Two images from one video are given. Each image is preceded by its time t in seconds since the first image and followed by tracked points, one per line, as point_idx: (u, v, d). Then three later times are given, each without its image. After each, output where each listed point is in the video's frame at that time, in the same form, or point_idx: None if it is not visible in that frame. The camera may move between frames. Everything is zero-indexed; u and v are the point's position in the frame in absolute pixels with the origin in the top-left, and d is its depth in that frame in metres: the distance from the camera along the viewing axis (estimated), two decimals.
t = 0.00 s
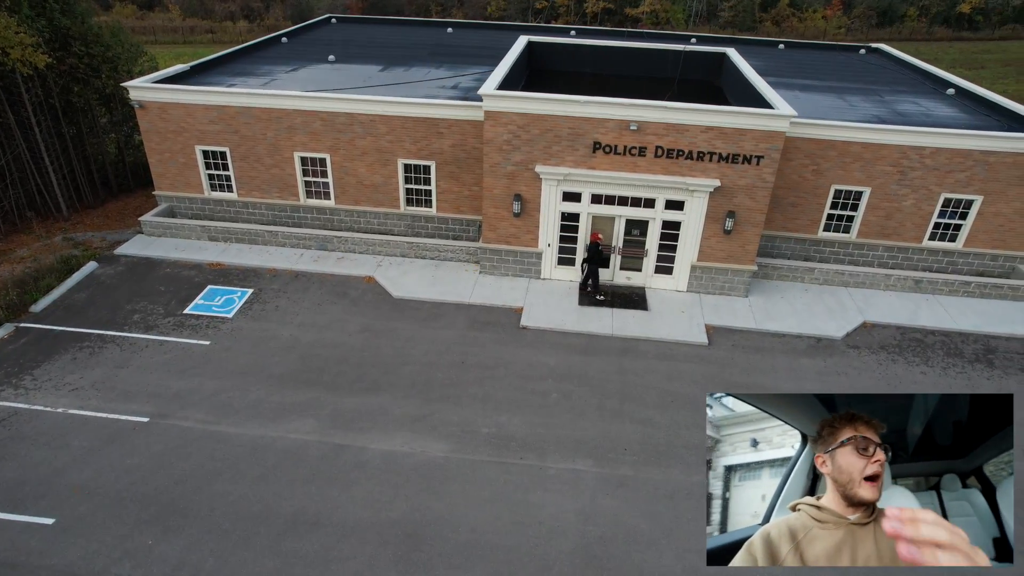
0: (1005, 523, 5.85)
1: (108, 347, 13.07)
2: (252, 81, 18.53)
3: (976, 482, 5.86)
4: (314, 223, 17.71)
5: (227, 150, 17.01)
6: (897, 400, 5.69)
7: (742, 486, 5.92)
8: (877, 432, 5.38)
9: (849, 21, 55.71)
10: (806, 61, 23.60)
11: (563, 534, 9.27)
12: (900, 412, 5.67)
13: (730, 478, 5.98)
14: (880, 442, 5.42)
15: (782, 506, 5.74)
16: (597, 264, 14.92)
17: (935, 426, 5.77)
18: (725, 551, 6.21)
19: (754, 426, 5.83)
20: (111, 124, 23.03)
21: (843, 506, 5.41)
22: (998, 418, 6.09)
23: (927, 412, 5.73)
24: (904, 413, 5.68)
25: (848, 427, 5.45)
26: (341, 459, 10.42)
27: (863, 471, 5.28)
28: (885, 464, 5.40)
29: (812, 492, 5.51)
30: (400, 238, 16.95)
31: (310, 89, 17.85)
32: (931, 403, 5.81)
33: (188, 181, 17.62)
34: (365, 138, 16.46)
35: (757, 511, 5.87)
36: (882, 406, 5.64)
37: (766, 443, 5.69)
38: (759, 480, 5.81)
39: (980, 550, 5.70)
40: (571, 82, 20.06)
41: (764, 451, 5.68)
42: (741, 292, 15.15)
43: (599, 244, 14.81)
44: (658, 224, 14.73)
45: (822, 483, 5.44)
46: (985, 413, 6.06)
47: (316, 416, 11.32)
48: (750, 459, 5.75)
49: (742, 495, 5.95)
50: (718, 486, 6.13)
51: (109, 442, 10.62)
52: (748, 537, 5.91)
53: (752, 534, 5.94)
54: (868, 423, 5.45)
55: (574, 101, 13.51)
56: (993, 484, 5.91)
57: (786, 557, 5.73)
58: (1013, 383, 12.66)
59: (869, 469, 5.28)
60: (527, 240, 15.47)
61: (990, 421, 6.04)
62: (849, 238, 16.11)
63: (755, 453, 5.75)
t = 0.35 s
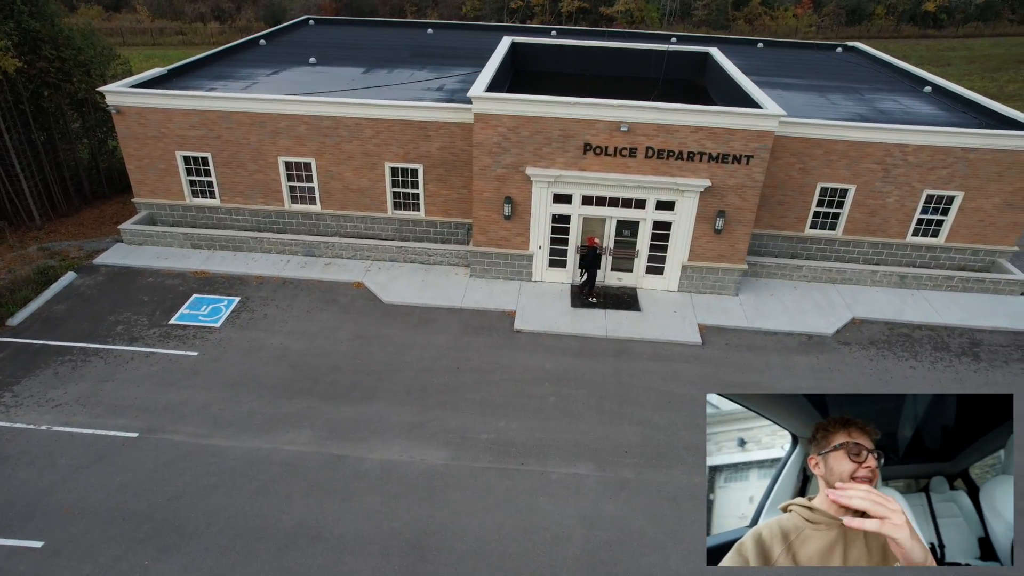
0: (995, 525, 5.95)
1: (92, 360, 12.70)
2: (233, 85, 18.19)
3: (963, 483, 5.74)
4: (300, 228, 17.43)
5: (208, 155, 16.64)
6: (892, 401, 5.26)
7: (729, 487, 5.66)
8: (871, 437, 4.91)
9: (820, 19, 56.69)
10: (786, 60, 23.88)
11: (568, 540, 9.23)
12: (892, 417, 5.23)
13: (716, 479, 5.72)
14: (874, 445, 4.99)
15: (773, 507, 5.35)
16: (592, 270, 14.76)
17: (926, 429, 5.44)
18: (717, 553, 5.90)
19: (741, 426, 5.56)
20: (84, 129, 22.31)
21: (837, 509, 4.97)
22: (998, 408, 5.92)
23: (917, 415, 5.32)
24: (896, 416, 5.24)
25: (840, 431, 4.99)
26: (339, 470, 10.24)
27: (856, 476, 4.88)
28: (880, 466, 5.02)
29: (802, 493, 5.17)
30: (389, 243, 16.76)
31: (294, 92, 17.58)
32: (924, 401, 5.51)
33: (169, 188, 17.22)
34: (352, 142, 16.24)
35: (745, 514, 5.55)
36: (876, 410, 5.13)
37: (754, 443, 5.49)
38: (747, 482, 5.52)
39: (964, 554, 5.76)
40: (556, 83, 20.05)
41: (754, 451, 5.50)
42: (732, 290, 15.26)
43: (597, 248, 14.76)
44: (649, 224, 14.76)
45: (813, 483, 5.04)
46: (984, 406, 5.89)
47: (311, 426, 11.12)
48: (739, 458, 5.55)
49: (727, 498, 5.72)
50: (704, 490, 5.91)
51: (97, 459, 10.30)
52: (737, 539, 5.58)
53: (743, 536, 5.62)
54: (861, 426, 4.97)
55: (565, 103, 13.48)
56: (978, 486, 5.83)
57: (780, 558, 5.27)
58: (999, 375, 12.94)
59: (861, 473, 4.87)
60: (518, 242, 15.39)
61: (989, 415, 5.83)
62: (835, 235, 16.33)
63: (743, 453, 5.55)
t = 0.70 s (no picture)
0: (992, 521, 6.21)
1: (77, 373, 12.36)
2: (215, 88, 17.85)
3: (964, 481, 5.99)
4: (286, 234, 17.17)
5: (192, 160, 16.32)
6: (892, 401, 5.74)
7: (730, 483, 6.05)
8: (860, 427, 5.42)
9: (794, 17, 57.36)
10: (767, 59, 24.11)
11: (573, 544, 9.20)
12: (892, 415, 5.70)
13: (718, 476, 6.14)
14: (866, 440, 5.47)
15: (772, 503, 5.73)
16: (592, 273, 14.69)
17: (927, 426, 5.84)
18: (716, 546, 6.42)
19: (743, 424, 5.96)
20: (58, 135, 21.66)
21: (831, 505, 5.46)
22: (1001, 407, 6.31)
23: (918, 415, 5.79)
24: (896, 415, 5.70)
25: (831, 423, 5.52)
26: (338, 480, 10.11)
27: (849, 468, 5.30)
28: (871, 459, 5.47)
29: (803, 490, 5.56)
30: (378, 247, 16.58)
31: (278, 95, 17.31)
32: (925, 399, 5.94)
33: (151, 195, 16.85)
34: (339, 146, 16.03)
35: (745, 509, 5.99)
36: (873, 407, 5.64)
37: (754, 440, 5.88)
38: (747, 478, 5.90)
39: (958, 548, 6.05)
40: (541, 84, 20.01)
41: (754, 448, 5.87)
42: (723, 289, 15.37)
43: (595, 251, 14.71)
44: (640, 225, 14.80)
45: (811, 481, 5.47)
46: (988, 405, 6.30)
47: (308, 436, 10.95)
48: (739, 456, 5.94)
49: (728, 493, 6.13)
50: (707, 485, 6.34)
51: (88, 476, 10.03)
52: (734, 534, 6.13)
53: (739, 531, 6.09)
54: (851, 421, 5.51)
55: (555, 105, 13.45)
56: (978, 483, 6.10)
57: (775, 552, 5.78)
58: (986, 369, 13.17)
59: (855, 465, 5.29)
60: (509, 245, 15.32)
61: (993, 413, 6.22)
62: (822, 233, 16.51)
63: (744, 449, 5.94)
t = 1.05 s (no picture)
0: (986, 518, 6.29)
1: (60, 388, 11.99)
2: (195, 93, 17.48)
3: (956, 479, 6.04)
4: (272, 240, 16.88)
5: (173, 167, 15.96)
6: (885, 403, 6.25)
7: (721, 488, 6.17)
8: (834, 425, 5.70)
9: (766, 15, 57.99)
10: (747, 58, 24.35)
11: (579, 549, 9.15)
12: (883, 417, 6.14)
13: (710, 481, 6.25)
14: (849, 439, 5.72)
15: (762, 504, 5.76)
16: (592, 274, 14.70)
17: (918, 425, 6.20)
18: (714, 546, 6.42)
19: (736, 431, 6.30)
20: (28, 142, 20.89)
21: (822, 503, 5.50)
22: (982, 411, 6.92)
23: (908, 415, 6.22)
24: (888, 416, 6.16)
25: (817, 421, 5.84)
26: (337, 491, 9.94)
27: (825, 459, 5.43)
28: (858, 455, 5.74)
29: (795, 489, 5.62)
30: (367, 252, 16.36)
31: (260, 100, 16.99)
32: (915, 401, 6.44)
33: (131, 203, 16.44)
34: (324, 150, 15.78)
35: (734, 513, 6.02)
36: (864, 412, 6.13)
37: (746, 444, 6.12)
38: (737, 483, 6.01)
39: (954, 546, 6.13)
40: (526, 85, 19.96)
41: (745, 451, 6.05)
42: (713, 288, 15.50)
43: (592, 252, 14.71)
44: (631, 225, 14.82)
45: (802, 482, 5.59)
46: (972, 407, 6.87)
47: (304, 446, 10.76)
48: (730, 460, 6.08)
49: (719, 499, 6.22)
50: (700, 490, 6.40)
51: (77, 495, 9.72)
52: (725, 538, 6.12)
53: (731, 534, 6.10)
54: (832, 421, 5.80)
55: (546, 106, 13.40)
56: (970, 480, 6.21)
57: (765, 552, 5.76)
58: (972, 361, 13.42)
59: (828, 456, 5.43)
60: (500, 247, 15.24)
61: (976, 415, 6.81)
62: (808, 229, 16.72)
63: (735, 454, 6.09)
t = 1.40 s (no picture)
0: (988, 516, 6.43)
1: (44, 404, 11.64)
2: (176, 97, 17.10)
3: (956, 479, 6.20)
4: (259, 247, 16.59)
5: (155, 174, 15.60)
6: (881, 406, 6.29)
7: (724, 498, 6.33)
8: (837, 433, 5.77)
9: (741, 14, 58.48)
10: (729, 57, 24.52)
11: (585, 555, 9.10)
12: (881, 419, 6.19)
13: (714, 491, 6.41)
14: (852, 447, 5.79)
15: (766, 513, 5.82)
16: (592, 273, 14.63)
17: (913, 429, 6.27)
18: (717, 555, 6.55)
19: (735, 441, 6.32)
20: None
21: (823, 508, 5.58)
22: (977, 412, 7.03)
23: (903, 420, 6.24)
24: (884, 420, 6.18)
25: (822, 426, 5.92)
26: (337, 503, 9.78)
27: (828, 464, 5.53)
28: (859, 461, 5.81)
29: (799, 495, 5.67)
30: (356, 257, 16.15)
31: (243, 104, 16.68)
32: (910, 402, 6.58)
33: (111, 211, 16.03)
34: (311, 154, 15.53)
35: (737, 521, 6.15)
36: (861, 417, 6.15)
37: (745, 455, 6.14)
38: (740, 493, 6.13)
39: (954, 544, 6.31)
40: (511, 87, 19.87)
41: (744, 461, 6.09)
42: (705, 287, 15.58)
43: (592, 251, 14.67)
44: (623, 226, 14.82)
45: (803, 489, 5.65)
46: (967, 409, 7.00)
47: (301, 458, 10.56)
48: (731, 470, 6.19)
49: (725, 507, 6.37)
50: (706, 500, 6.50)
51: (66, 515, 9.42)
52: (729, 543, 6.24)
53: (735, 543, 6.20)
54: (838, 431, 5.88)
55: (537, 108, 13.33)
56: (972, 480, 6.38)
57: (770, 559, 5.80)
58: (961, 355, 13.63)
59: (830, 462, 5.50)
60: (492, 250, 15.14)
61: (973, 415, 6.92)
62: (796, 227, 16.87)
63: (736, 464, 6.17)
